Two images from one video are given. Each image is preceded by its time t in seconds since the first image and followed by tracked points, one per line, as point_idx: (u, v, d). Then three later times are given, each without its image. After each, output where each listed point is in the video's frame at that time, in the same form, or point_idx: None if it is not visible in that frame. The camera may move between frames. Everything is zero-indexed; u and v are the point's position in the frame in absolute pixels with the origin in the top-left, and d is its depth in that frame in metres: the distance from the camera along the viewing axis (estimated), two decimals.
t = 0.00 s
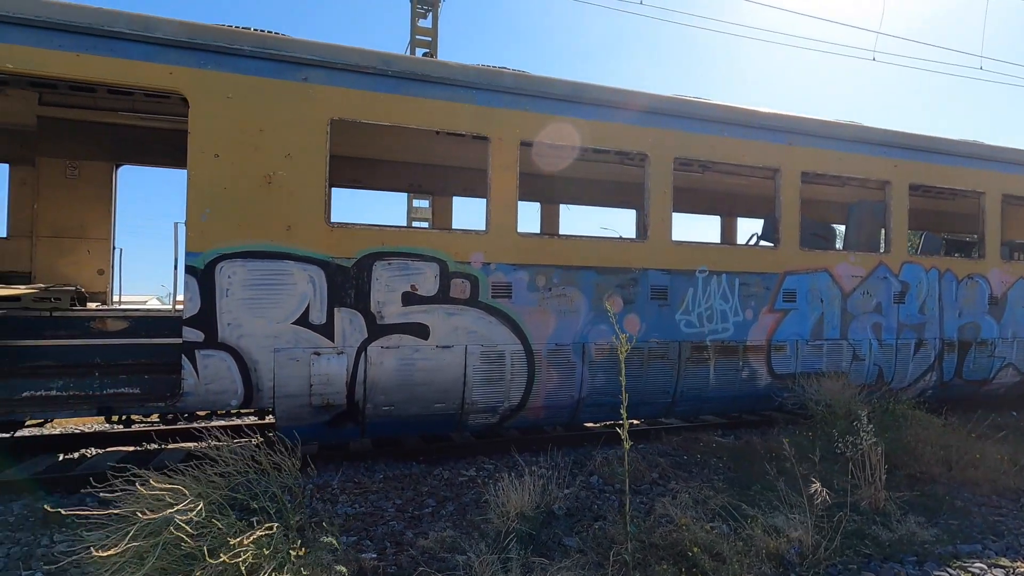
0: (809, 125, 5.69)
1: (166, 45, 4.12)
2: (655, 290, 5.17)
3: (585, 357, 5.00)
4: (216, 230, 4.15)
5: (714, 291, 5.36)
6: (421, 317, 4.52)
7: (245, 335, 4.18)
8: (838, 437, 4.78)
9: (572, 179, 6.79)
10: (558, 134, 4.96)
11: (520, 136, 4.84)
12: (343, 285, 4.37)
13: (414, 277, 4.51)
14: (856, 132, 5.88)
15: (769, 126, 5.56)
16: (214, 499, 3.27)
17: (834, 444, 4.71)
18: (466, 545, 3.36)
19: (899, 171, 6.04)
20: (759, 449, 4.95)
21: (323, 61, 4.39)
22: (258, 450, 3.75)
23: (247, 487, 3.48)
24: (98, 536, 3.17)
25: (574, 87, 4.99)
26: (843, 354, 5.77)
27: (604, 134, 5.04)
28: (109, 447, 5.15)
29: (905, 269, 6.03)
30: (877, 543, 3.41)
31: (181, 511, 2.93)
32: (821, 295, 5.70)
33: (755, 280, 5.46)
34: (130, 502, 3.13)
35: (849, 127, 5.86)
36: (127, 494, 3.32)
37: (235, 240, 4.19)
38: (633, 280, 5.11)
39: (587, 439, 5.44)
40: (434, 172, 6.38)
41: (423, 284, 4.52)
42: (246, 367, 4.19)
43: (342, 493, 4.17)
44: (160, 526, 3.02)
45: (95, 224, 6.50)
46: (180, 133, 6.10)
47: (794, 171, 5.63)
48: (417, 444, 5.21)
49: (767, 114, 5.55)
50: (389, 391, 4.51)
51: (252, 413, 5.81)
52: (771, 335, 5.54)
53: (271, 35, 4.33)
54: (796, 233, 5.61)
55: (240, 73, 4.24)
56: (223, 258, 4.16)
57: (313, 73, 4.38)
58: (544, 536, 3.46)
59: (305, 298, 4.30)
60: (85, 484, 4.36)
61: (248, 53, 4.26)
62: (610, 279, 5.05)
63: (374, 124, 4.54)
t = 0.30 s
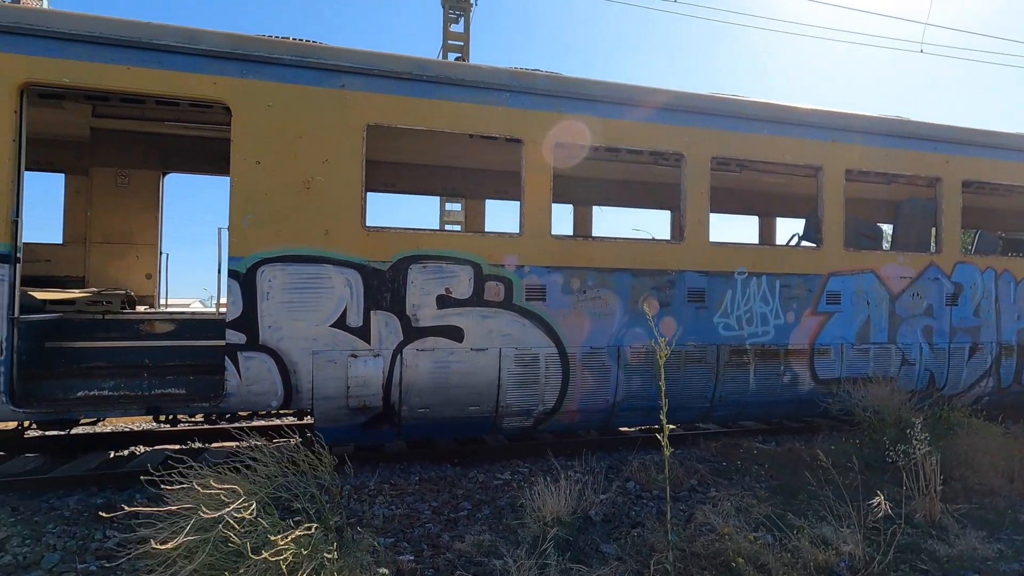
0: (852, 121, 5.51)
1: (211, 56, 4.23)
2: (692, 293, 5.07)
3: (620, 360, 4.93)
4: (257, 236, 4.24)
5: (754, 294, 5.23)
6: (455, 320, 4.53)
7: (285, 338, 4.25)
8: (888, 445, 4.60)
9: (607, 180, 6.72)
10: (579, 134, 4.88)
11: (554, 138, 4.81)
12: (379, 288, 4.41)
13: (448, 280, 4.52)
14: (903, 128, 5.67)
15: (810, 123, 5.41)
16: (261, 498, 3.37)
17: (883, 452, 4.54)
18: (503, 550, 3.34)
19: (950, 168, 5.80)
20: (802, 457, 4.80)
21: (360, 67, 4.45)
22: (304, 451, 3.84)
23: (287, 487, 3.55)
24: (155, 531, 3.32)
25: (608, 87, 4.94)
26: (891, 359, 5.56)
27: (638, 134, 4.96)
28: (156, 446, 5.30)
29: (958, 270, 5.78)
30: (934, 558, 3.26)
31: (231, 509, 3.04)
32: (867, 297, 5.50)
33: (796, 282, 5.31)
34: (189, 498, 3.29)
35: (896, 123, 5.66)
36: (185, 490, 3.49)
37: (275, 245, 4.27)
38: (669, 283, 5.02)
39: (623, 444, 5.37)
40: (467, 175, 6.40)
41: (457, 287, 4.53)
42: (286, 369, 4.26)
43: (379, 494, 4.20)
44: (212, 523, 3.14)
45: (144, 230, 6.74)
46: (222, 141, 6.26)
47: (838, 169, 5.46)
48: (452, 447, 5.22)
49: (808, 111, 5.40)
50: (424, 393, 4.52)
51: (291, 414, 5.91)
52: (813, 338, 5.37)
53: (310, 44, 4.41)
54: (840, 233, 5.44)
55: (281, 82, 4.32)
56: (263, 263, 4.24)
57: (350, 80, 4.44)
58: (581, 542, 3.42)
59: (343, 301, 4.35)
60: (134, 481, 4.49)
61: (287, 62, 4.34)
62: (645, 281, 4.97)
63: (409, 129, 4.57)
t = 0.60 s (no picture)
0: (912, 115, 5.26)
1: (262, 67, 4.35)
2: (741, 295, 4.92)
3: (665, 364, 4.82)
4: (306, 241, 4.33)
5: (807, 296, 5.04)
6: (498, 323, 4.52)
7: (332, 340, 4.32)
8: (955, 456, 4.35)
9: (650, 180, 6.60)
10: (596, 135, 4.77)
11: (596, 139, 4.75)
12: (423, 292, 4.44)
13: (491, 283, 4.51)
14: (967, 120, 5.38)
15: (866, 119, 5.19)
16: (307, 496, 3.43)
17: (950, 464, 4.30)
18: (549, 556, 3.30)
19: (1021, 161, 5.47)
20: (860, 466, 4.59)
21: (404, 74, 4.49)
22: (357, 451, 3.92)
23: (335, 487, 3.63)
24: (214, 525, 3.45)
25: (652, 87, 4.85)
26: (958, 364, 5.27)
27: (683, 133, 4.85)
28: (211, 444, 5.47)
29: None
30: None
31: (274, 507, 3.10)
32: (930, 299, 5.23)
33: (852, 284, 5.09)
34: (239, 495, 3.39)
35: (959, 115, 5.37)
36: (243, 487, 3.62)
37: (322, 250, 4.34)
38: (716, 284, 4.89)
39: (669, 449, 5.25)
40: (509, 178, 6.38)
41: (500, 290, 4.52)
42: (333, 371, 4.33)
43: (424, 496, 4.21)
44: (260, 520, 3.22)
45: (199, 236, 6.96)
46: (271, 148, 6.43)
47: (896, 165, 5.21)
48: (495, 449, 5.20)
49: (864, 105, 5.18)
50: (467, 396, 4.52)
51: (338, 415, 6.02)
52: (872, 342, 5.14)
53: (355, 52, 4.48)
54: (899, 232, 5.19)
55: (328, 90, 4.41)
56: (311, 267, 4.32)
57: (394, 86, 4.49)
58: (628, 550, 3.36)
59: (388, 304, 4.40)
60: (190, 478, 4.63)
61: (334, 70, 4.42)
62: (692, 283, 4.85)
63: (451, 133, 4.59)
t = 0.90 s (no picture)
0: (964, 108, 5.04)
1: (301, 75, 4.42)
2: (782, 296, 4.78)
3: (703, 367, 4.70)
4: (343, 244, 4.38)
5: (852, 297, 4.86)
6: (533, 325, 4.49)
7: (369, 342, 4.36)
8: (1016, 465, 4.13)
9: (686, 180, 6.48)
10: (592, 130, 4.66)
11: (631, 139, 4.68)
12: (457, 294, 4.44)
13: (525, 285, 4.49)
14: None
15: (913, 113, 4.99)
16: (339, 497, 3.47)
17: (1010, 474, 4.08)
18: (587, 561, 3.25)
19: None
20: (911, 475, 4.40)
21: (438, 77, 4.50)
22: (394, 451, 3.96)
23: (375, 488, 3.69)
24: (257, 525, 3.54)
25: (689, 84, 4.75)
26: (1018, 368, 5.02)
27: (721, 132, 4.75)
28: (252, 443, 5.58)
29: None
30: None
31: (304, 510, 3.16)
32: (987, 300, 4.99)
33: (901, 284, 4.89)
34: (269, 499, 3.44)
35: (1015, 107, 5.12)
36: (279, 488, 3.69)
37: (359, 253, 4.39)
38: (756, 286, 4.76)
39: (708, 454, 5.13)
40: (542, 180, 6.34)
41: (534, 291, 4.49)
42: (370, 373, 4.36)
43: (459, 497, 4.20)
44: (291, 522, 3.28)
45: (241, 240, 7.10)
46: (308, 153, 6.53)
47: (947, 161, 4.99)
48: (530, 452, 5.17)
49: (911, 99, 4.99)
50: (502, 398, 4.50)
51: (374, 416, 6.07)
52: (923, 345, 4.93)
53: (390, 57, 4.52)
54: (951, 230, 4.97)
55: (364, 96, 4.45)
56: (348, 270, 4.37)
57: (428, 90, 4.50)
58: (668, 557, 3.30)
59: (423, 306, 4.41)
60: (234, 476, 4.73)
61: (370, 76, 4.47)
62: (731, 285, 4.73)
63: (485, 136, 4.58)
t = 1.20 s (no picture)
0: None
1: (347, 83, 4.49)
2: (838, 298, 4.58)
3: (754, 371, 4.54)
4: (387, 248, 4.41)
5: (915, 298, 4.62)
6: (575, 327, 4.42)
7: (413, 344, 4.38)
8: None
9: (734, 178, 6.29)
10: (584, 122, 4.54)
11: (676, 137, 4.56)
12: (499, 296, 4.41)
13: (568, 287, 4.43)
14: None
15: (979, 104, 4.71)
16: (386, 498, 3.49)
17: None
18: (634, 570, 3.17)
19: None
20: (981, 488, 4.14)
21: (480, 81, 4.50)
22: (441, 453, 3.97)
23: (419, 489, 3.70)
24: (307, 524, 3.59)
25: (737, 79, 4.60)
26: None
27: (771, 128, 4.58)
28: (301, 442, 5.69)
29: None
30: None
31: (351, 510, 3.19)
32: None
33: (969, 285, 4.62)
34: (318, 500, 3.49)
35: None
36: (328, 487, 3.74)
37: (403, 256, 4.42)
38: (810, 287, 4.57)
39: (760, 461, 4.95)
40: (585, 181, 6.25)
41: (577, 294, 4.42)
42: (414, 374, 4.38)
43: (503, 500, 4.16)
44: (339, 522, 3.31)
45: (289, 244, 7.26)
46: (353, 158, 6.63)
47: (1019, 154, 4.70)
48: (573, 455, 5.09)
49: (978, 89, 4.71)
50: (545, 400, 4.44)
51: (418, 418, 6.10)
52: (994, 350, 4.64)
53: (433, 63, 4.54)
54: None
55: (408, 101, 4.49)
56: (393, 272, 4.40)
57: (470, 94, 4.50)
58: (719, 567, 3.20)
59: (465, 309, 4.40)
60: (284, 474, 4.83)
61: (413, 81, 4.50)
62: (783, 286, 4.56)
63: (527, 138, 4.55)
